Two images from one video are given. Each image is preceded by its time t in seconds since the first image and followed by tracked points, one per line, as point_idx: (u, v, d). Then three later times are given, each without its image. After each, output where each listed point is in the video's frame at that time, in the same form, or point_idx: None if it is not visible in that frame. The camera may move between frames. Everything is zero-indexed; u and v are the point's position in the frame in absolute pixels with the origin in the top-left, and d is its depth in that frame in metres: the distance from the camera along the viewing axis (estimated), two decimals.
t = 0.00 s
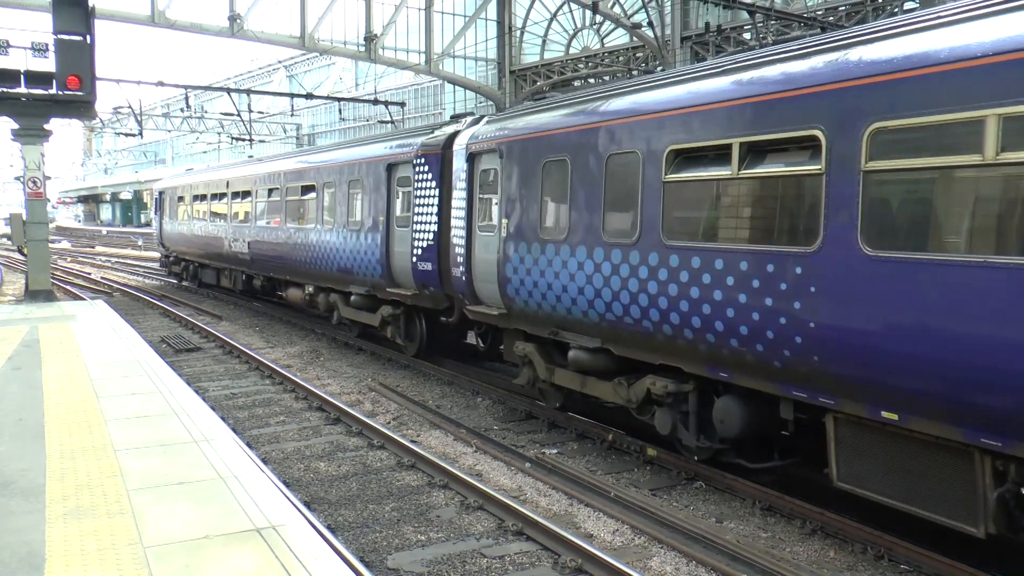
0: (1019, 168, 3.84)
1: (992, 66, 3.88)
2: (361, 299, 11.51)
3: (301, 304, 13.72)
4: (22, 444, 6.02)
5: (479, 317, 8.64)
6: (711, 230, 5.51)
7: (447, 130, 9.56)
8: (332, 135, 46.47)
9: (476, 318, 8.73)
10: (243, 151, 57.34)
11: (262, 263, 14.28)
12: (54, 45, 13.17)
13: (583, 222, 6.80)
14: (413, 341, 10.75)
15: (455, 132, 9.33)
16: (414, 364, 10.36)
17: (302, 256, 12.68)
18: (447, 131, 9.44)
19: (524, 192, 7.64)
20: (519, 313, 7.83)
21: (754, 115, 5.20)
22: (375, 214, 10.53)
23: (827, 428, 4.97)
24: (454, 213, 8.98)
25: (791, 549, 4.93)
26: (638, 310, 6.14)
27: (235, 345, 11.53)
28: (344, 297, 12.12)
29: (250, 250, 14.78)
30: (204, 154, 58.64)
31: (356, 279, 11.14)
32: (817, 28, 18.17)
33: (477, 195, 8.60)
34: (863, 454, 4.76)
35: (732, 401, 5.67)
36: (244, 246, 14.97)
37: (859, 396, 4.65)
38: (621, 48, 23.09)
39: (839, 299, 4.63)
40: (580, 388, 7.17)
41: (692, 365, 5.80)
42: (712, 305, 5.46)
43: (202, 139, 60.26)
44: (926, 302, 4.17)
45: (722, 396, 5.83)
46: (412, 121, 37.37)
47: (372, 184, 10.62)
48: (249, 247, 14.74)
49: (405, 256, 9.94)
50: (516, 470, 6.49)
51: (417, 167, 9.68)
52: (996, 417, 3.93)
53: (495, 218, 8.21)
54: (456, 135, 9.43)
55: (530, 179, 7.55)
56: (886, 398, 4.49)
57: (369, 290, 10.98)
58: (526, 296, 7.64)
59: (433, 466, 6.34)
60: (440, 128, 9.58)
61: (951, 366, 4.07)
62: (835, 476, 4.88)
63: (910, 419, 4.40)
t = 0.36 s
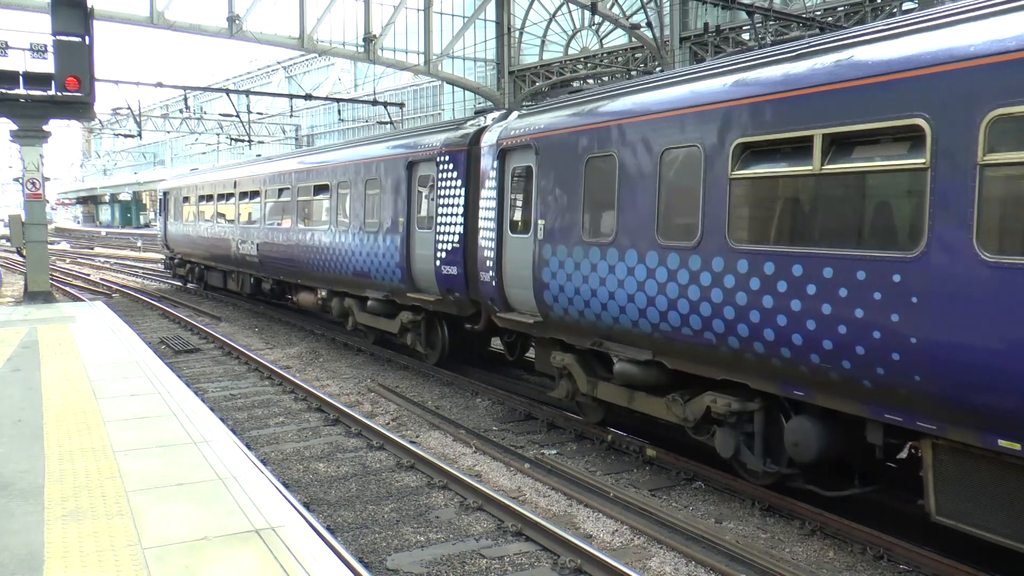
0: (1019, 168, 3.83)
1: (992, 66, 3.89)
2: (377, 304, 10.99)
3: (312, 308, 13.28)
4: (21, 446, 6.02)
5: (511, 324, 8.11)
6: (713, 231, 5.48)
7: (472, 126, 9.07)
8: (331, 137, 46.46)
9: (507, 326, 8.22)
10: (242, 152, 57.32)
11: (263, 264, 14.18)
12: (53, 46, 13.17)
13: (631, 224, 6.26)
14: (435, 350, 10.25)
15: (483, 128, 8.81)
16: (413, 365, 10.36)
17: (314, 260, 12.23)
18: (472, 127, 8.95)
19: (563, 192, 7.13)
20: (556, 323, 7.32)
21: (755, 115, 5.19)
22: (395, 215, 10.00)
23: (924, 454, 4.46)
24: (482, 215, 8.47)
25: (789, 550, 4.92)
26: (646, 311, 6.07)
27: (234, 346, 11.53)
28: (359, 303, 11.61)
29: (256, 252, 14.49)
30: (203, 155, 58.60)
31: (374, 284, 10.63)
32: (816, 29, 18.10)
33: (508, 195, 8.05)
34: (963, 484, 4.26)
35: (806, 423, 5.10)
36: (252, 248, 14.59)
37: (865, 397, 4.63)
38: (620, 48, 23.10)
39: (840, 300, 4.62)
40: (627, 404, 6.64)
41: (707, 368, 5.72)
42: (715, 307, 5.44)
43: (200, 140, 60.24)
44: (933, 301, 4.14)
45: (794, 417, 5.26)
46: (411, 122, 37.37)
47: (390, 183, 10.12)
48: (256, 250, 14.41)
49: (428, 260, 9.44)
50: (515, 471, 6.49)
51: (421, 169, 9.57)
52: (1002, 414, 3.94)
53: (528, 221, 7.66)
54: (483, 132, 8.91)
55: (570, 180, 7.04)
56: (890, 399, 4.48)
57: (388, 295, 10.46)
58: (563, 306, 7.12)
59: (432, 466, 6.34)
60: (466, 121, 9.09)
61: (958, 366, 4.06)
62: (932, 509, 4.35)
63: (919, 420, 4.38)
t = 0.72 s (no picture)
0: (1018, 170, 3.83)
1: (991, 67, 3.88)
2: (397, 310, 10.43)
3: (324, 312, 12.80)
4: (20, 446, 6.02)
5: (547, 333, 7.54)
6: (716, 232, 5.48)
7: (500, 121, 8.56)
8: (330, 137, 46.46)
9: (542, 335, 7.64)
10: (241, 152, 57.30)
11: (267, 265, 13.99)
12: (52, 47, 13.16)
13: (688, 221, 5.71)
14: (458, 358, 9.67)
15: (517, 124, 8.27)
16: (411, 366, 10.35)
17: (328, 263, 11.70)
18: (501, 122, 8.44)
19: (605, 192, 6.62)
20: (598, 332, 6.76)
21: (752, 117, 5.21)
22: (416, 214, 9.49)
23: None
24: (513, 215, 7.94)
25: (788, 550, 4.92)
26: (649, 311, 6.06)
27: (233, 347, 11.53)
28: (377, 308, 11.06)
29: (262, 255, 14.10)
30: (202, 155, 58.60)
31: (395, 289, 10.07)
32: (815, 30, 18.07)
33: (546, 194, 7.48)
34: None
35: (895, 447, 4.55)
36: (260, 251, 14.15)
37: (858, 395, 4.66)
38: (619, 48, 23.09)
39: (836, 300, 4.64)
40: (683, 423, 6.06)
41: (756, 381, 5.36)
42: (713, 307, 5.46)
43: (199, 141, 60.23)
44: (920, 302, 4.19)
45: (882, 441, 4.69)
46: (410, 122, 37.37)
47: (411, 183, 9.60)
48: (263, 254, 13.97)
49: (453, 264, 8.92)
50: (514, 471, 6.48)
51: (412, 172, 9.55)
52: (995, 414, 3.97)
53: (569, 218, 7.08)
54: (514, 128, 8.40)
55: (615, 175, 6.50)
56: (885, 399, 4.51)
57: (411, 301, 9.89)
58: (609, 316, 6.53)
59: (431, 466, 6.34)
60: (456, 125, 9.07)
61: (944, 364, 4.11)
62: None
63: (916, 419, 4.39)
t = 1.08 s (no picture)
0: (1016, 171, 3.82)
1: (990, 69, 3.88)
2: (418, 315, 9.86)
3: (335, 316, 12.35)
4: (18, 446, 6.01)
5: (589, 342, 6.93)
6: (720, 232, 5.45)
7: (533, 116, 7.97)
8: (330, 137, 46.44)
9: (582, 345, 7.04)
10: (240, 151, 57.29)
11: (276, 267, 13.62)
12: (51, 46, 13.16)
13: (680, 225, 5.78)
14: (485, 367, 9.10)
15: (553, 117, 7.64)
16: (411, 366, 10.34)
17: (346, 266, 11.16)
18: (533, 116, 7.81)
19: (656, 191, 6.05)
20: (647, 345, 6.20)
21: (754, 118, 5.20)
22: (441, 215, 8.93)
23: None
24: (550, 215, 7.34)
25: (788, 550, 4.92)
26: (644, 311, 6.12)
27: (232, 347, 11.52)
28: (395, 314, 10.53)
29: (271, 256, 13.69)
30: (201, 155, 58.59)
31: (418, 293, 9.49)
32: (814, 30, 18.04)
33: (589, 193, 6.87)
34: None
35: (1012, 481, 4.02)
36: (270, 252, 13.71)
37: (857, 393, 4.63)
38: (618, 48, 23.08)
39: (834, 300, 4.63)
40: (749, 445, 5.43)
41: (837, 402, 4.79)
42: (707, 307, 5.51)
43: (198, 140, 60.21)
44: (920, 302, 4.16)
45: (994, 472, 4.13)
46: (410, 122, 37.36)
47: (436, 181, 9.01)
48: (274, 256, 13.53)
49: (482, 267, 8.33)
50: (513, 472, 6.48)
51: (410, 173, 9.51)
52: (995, 413, 3.93)
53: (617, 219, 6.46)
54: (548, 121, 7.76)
55: (669, 170, 5.91)
56: (883, 399, 4.49)
57: (435, 307, 9.29)
58: (662, 326, 5.96)
59: (430, 466, 6.33)
60: (450, 126, 9.02)
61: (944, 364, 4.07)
62: None
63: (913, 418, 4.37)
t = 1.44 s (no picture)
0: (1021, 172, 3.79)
1: (990, 69, 3.87)
2: (442, 322, 9.25)
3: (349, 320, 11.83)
4: (16, 446, 6.00)
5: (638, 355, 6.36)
6: (770, 233, 5.07)
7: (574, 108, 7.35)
8: (329, 137, 46.40)
9: (629, 357, 6.45)
10: (239, 151, 57.26)
11: (287, 269, 13.07)
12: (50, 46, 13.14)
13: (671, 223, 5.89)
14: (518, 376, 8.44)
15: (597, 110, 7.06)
16: (410, 365, 10.33)
17: (364, 269, 10.59)
18: (574, 109, 7.22)
19: (718, 189, 5.46)
20: (706, 358, 5.64)
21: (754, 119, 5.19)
22: (470, 215, 8.36)
23: None
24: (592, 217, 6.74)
25: (787, 551, 4.91)
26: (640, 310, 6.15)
27: (231, 346, 11.52)
28: (417, 320, 9.94)
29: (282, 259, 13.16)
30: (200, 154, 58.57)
31: (444, 299, 8.90)
32: (813, 30, 18.04)
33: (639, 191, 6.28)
34: None
35: None
36: (281, 253, 13.18)
37: (849, 392, 4.65)
38: (618, 48, 23.06)
39: (827, 301, 4.66)
40: (831, 473, 4.83)
41: (939, 430, 4.23)
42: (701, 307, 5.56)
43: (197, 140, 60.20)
44: (914, 302, 4.17)
45: None
46: (409, 122, 37.37)
47: (465, 179, 8.46)
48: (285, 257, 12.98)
49: (515, 271, 7.75)
50: (512, 472, 6.47)
51: (411, 173, 9.45)
52: (994, 415, 3.92)
53: (674, 220, 5.87)
54: (590, 115, 7.16)
55: (733, 164, 5.33)
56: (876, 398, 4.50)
57: (463, 313, 8.69)
58: (727, 339, 5.39)
59: (429, 466, 6.33)
60: (450, 125, 8.94)
61: (939, 364, 4.08)
62: None
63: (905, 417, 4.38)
